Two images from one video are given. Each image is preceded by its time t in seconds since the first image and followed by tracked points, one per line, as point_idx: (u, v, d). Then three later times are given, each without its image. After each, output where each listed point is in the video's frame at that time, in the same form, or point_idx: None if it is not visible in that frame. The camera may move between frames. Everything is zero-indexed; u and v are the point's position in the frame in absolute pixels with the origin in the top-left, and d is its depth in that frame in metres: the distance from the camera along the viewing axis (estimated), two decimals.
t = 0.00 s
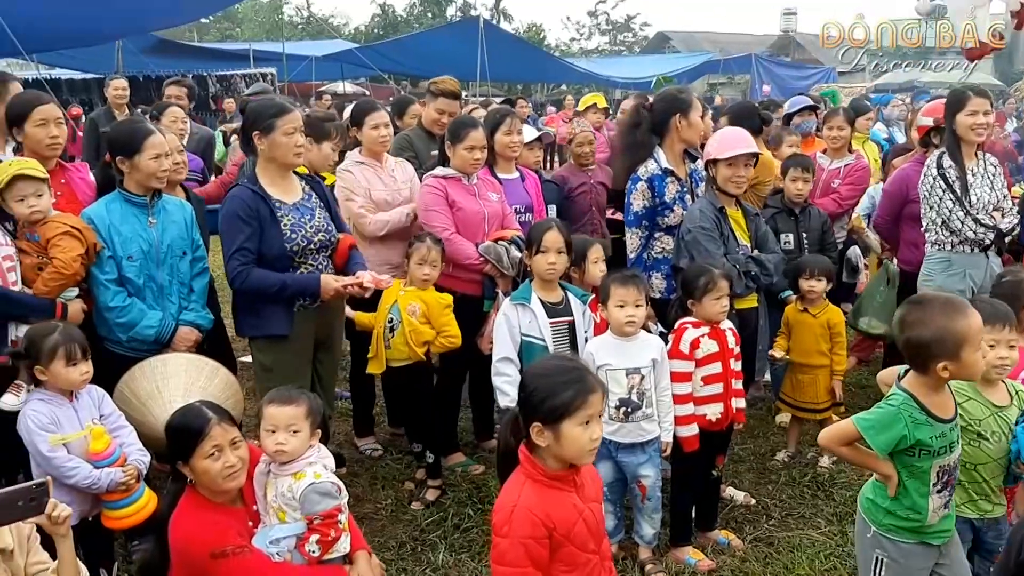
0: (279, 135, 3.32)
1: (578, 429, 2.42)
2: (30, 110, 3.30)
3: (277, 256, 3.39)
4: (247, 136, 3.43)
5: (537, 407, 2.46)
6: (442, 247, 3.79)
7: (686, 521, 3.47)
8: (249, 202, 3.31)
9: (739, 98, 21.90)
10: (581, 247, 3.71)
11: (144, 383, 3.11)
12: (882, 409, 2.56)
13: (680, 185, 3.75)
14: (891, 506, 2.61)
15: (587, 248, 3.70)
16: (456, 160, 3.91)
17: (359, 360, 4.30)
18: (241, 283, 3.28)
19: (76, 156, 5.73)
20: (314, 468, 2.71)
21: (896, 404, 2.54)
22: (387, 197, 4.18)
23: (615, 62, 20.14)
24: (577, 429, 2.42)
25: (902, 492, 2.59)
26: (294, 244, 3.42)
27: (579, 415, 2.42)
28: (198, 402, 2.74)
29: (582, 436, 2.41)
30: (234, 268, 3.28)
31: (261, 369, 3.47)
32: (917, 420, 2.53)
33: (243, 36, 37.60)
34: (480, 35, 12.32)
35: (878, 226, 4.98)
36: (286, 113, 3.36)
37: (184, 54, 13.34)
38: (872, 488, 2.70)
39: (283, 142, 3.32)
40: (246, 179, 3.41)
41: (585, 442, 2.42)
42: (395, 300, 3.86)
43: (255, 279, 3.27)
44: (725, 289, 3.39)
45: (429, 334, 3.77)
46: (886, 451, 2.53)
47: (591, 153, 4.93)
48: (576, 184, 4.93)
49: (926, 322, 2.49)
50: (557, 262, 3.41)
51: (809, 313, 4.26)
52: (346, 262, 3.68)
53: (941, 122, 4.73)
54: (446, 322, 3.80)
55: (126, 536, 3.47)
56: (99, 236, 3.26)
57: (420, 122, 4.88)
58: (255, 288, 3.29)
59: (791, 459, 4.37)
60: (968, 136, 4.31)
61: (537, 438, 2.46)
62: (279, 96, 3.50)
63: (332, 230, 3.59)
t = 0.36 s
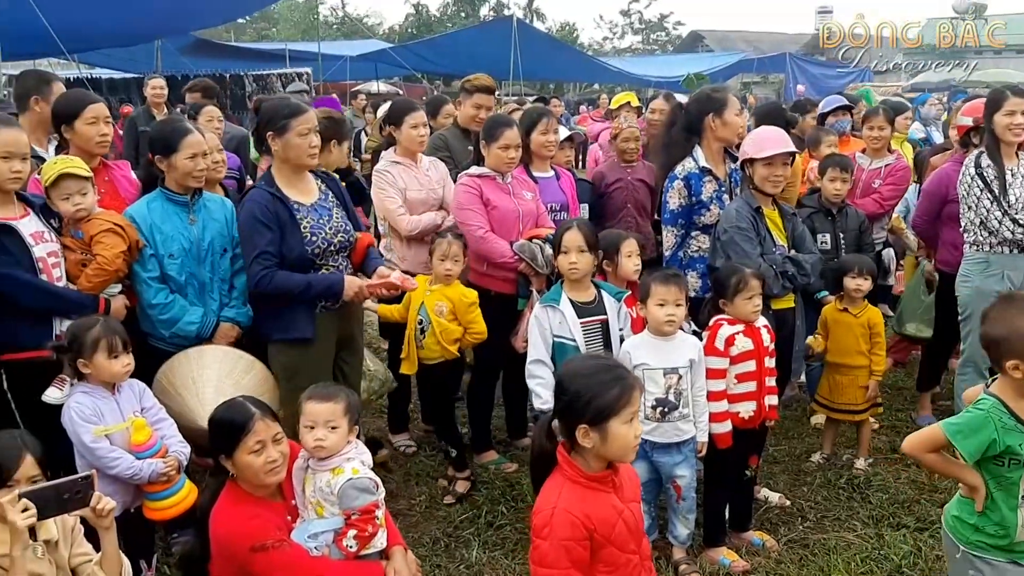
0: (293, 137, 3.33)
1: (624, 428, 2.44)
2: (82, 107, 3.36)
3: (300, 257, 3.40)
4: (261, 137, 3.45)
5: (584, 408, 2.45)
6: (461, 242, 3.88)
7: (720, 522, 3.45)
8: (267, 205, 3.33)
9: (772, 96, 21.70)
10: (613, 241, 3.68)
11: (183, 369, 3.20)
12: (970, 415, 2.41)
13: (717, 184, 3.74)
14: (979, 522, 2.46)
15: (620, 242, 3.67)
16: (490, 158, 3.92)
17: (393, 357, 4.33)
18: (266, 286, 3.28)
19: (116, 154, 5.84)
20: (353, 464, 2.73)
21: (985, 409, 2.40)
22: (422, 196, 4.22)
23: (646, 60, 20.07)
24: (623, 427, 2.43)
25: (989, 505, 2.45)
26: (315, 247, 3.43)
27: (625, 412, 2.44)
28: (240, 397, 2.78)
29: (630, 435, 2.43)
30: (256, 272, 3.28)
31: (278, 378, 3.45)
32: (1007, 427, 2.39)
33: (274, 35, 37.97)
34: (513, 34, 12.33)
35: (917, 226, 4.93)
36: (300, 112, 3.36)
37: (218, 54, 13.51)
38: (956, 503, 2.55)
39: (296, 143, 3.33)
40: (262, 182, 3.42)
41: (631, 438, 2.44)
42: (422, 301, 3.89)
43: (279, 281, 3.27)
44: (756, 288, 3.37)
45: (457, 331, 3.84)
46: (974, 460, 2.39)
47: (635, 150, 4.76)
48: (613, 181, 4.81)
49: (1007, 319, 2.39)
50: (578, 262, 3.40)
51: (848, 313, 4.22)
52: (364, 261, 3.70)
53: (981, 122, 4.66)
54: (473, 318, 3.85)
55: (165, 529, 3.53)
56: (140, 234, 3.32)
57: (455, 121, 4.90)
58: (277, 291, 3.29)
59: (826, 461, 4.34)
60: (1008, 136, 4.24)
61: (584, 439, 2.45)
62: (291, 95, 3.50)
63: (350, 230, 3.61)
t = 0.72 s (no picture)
0: (313, 136, 3.29)
1: (656, 429, 2.42)
2: (130, 107, 3.42)
3: (318, 260, 3.34)
4: (279, 138, 3.40)
5: (615, 408, 2.44)
6: (477, 241, 3.85)
7: (752, 524, 3.43)
8: (287, 208, 3.26)
9: (802, 95, 21.51)
10: (648, 236, 3.65)
11: (212, 357, 3.28)
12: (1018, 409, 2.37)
13: (752, 183, 3.73)
14: None
15: (654, 237, 3.63)
16: (521, 157, 3.91)
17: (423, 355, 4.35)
18: (285, 289, 3.20)
19: (152, 153, 5.92)
20: (386, 461, 2.74)
21: None
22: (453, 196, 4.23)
23: (674, 59, 20.00)
24: (655, 429, 2.42)
25: None
26: (332, 250, 3.38)
27: (657, 415, 2.43)
28: (276, 393, 2.80)
29: (661, 437, 2.42)
30: (274, 276, 3.20)
31: (302, 377, 3.43)
32: None
33: (302, 35, 38.26)
34: (543, 32, 12.32)
35: (953, 227, 4.86)
36: (318, 113, 3.32)
37: (249, 54, 13.65)
38: (1006, 513, 2.46)
39: (316, 143, 3.29)
40: (281, 184, 3.36)
41: (664, 441, 2.43)
42: (442, 304, 3.90)
43: (299, 284, 3.20)
44: (787, 293, 3.35)
45: (479, 334, 3.86)
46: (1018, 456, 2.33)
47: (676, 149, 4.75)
48: (648, 178, 4.78)
49: None
50: (625, 262, 3.40)
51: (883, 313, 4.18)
52: (379, 264, 3.66)
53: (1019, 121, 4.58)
54: (493, 319, 3.86)
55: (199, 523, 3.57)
56: (176, 232, 3.37)
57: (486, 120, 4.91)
58: (296, 296, 3.20)
59: (859, 463, 4.30)
60: None
61: (614, 439, 2.45)
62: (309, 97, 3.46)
63: (367, 233, 3.57)
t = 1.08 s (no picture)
0: (334, 136, 3.29)
1: (673, 430, 2.40)
2: (166, 106, 3.46)
3: (344, 257, 3.33)
4: (302, 138, 3.42)
5: (636, 404, 2.47)
6: (492, 239, 3.92)
7: (782, 525, 3.41)
8: (312, 207, 3.27)
9: (831, 95, 21.32)
10: (685, 234, 3.61)
11: (240, 358, 3.31)
12: None
13: (786, 184, 3.71)
14: None
15: (692, 235, 3.59)
16: (550, 156, 3.90)
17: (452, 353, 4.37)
18: (315, 287, 3.20)
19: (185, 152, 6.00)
20: (418, 457, 2.77)
21: None
22: (482, 194, 4.25)
23: (702, 58, 19.91)
24: (674, 431, 2.40)
25: None
26: (357, 248, 3.37)
27: (676, 415, 2.41)
28: (310, 389, 2.83)
29: (679, 438, 2.39)
30: (306, 273, 3.21)
31: (326, 376, 3.41)
32: None
33: (331, 34, 38.41)
34: (572, 31, 12.32)
35: (986, 229, 4.79)
36: (339, 112, 3.32)
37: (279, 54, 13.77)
38: None
39: (337, 143, 3.29)
40: (304, 184, 3.37)
41: (682, 444, 2.40)
42: (457, 302, 3.94)
43: (328, 281, 3.20)
44: (825, 294, 3.31)
45: (496, 329, 3.95)
46: None
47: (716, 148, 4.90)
48: (689, 178, 4.85)
49: None
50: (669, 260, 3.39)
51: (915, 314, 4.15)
52: (404, 263, 3.63)
53: None
54: (507, 317, 3.96)
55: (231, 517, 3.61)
56: (210, 230, 3.40)
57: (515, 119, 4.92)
58: (331, 292, 3.22)
59: (889, 466, 4.26)
60: None
61: (634, 435, 2.48)
62: (333, 97, 3.46)
63: (391, 231, 3.54)
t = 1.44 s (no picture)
0: (356, 135, 3.30)
1: (689, 429, 2.40)
2: (188, 105, 3.49)
3: (363, 256, 3.34)
4: (324, 137, 3.43)
5: (653, 405, 2.47)
6: (503, 233, 3.96)
7: (800, 527, 3.39)
8: (332, 206, 3.28)
9: (850, 96, 21.18)
10: (706, 235, 3.57)
11: (256, 355, 3.33)
12: None
13: (808, 185, 3.71)
14: None
15: (713, 236, 3.55)
16: (569, 156, 3.90)
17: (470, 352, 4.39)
18: (332, 286, 3.21)
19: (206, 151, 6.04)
20: (437, 455, 2.78)
21: None
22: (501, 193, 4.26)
23: (720, 58, 19.83)
24: (690, 431, 2.40)
25: None
26: (377, 247, 3.37)
27: (692, 415, 2.40)
28: (331, 385, 2.85)
29: (695, 438, 2.39)
30: (322, 272, 3.22)
31: (344, 375, 3.42)
32: None
33: (348, 34, 38.53)
34: (591, 32, 12.31)
35: (1008, 230, 4.71)
36: (362, 111, 3.34)
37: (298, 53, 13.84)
38: None
39: (359, 141, 3.31)
40: (325, 183, 3.39)
41: (699, 444, 2.39)
42: (469, 298, 4.01)
43: (345, 281, 3.21)
44: (853, 293, 3.31)
45: (511, 321, 4.02)
46: None
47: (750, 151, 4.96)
48: (722, 178, 4.83)
49: None
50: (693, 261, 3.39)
51: (936, 316, 4.12)
52: (424, 263, 3.64)
53: None
54: (521, 308, 4.04)
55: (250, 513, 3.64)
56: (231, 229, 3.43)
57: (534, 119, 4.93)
58: (347, 291, 3.22)
59: (909, 469, 4.23)
60: None
61: (652, 435, 2.48)
62: (355, 97, 3.47)
63: (411, 231, 3.55)
